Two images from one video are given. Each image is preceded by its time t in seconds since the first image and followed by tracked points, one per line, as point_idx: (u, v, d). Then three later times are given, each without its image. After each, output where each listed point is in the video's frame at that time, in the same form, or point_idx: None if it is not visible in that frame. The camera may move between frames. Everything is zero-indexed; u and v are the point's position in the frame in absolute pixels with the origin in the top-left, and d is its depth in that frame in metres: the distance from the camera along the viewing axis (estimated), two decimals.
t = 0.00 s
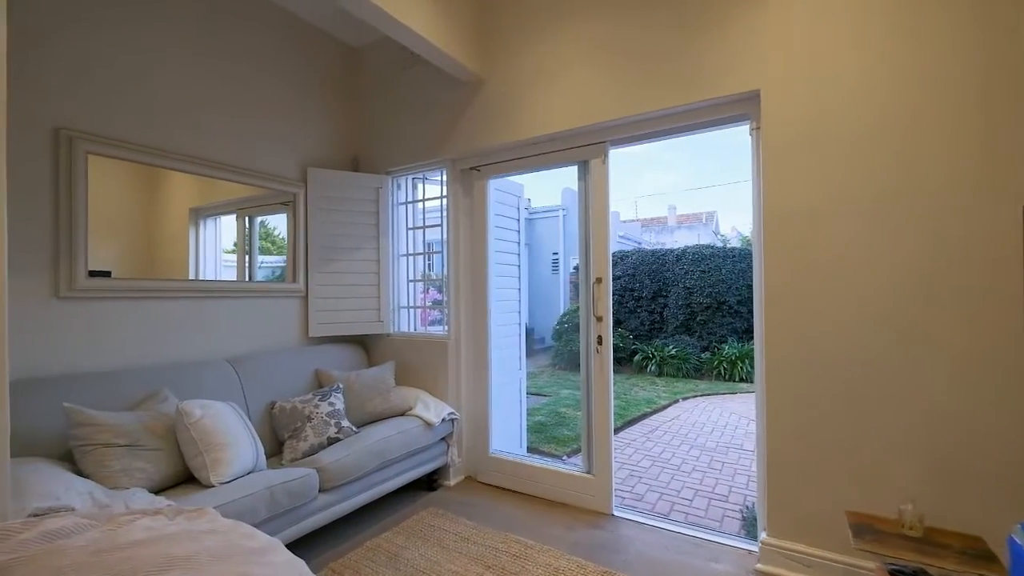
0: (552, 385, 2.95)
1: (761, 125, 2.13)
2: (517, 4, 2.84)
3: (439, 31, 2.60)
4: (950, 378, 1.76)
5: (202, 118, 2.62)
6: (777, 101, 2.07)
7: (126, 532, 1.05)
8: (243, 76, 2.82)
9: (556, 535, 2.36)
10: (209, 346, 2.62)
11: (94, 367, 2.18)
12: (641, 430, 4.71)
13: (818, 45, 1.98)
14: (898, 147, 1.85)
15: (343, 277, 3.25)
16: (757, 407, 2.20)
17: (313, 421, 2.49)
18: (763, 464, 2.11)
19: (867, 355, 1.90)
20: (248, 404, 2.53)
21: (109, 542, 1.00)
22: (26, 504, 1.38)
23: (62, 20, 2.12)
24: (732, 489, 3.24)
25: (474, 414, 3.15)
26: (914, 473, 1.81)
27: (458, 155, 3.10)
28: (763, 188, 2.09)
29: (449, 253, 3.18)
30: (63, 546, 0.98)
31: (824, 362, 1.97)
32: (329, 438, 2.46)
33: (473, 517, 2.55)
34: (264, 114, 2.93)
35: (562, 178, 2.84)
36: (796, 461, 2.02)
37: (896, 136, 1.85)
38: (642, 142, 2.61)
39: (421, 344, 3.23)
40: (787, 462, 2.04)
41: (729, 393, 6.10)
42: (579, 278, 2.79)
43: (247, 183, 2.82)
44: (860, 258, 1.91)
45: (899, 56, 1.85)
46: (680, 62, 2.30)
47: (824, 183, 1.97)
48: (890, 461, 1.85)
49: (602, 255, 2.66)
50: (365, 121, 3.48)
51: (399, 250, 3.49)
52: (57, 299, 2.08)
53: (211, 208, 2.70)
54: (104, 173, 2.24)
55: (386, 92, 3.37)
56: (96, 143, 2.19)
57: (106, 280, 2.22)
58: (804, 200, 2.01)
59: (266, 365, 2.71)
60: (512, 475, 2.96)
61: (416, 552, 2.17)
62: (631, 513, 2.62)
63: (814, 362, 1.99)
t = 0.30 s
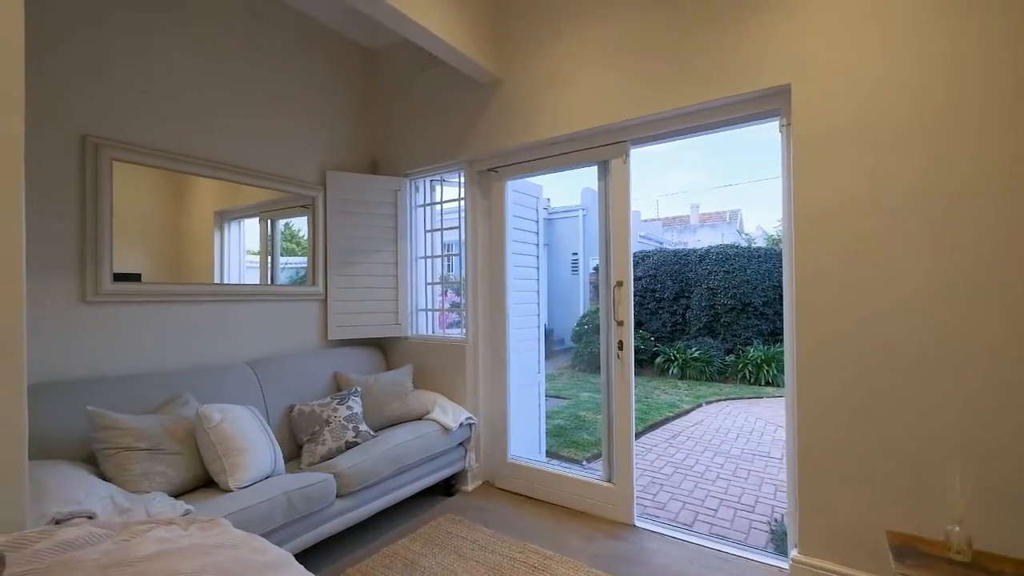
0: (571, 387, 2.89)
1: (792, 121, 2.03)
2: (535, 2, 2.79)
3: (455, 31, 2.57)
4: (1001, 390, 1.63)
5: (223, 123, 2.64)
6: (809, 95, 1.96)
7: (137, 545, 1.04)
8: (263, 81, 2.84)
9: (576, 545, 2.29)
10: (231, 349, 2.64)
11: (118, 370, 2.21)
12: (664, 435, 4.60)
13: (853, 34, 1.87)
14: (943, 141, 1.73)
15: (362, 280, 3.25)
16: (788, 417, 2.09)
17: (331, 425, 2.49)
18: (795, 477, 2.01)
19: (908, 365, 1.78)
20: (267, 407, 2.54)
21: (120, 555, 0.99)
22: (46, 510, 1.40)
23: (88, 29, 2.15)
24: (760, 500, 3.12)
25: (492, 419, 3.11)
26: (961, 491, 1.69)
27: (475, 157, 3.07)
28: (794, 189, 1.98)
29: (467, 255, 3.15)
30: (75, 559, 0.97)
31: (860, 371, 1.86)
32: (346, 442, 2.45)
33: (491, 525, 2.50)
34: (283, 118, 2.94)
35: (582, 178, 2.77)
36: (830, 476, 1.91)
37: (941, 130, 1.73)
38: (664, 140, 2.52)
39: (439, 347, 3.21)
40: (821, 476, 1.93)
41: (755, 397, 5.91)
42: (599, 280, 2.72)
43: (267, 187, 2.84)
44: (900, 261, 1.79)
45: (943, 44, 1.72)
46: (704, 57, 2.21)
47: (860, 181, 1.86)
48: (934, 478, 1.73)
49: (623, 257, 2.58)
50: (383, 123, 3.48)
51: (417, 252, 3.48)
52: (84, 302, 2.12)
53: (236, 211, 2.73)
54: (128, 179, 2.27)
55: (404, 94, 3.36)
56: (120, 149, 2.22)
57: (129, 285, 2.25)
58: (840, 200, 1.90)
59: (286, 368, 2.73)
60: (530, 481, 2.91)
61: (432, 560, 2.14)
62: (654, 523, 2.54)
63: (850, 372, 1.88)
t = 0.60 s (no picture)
0: (592, 390, 2.81)
1: (829, 115, 1.90)
2: None
3: (474, 30, 2.52)
4: None
5: (243, 127, 2.66)
6: (848, 87, 1.83)
7: (144, 560, 1.02)
8: (282, 85, 2.85)
9: (596, 559, 2.21)
10: (250, 353, 2.66)
11: (140, 374, 2.24)
12: (688, 442, 4.46)
13: (896, 21, 1.74)
14: (1000, 133, 1.58)
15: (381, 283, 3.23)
16: (823, 431, 1.97)
17: (349, 430, 2.47)
18: (833, 496, 1.89)
19: (958, 377, 1.64)
20: (286, 411, 2.54)
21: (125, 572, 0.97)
22: (63, 515, 1.40)
23: (113, 37, 2.18)
24: (790, 513, 2.98)
25: (510, 424, 3.06)
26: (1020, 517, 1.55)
27: (494, 157, 3.01)
28: (830, 187, 1.86)
29: (485, 258, 3.10)
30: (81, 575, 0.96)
31: (903, 383, 1.73)
32: (363, 447, 2.43)
33: (510, 534, 2.45)
34: (303, 122, 2.95)
35: (603, 178, 2.69)
36: (871, 495, 1.79)
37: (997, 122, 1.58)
38: (689, 137, 2.42)
39: (457, 351, 3.17)
40: (860, 496, 1.81)
41: (783, 402, 5.71)
42: (621, 283, 2.63)
43: (286, 191, 2.84)
44: (949, 265, 1.65)
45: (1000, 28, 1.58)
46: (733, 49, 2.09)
47: (903, 178, 1.73)
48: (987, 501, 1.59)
49: (646, 259, 2.49)
50: (401, 125, 3.46)
51: (436, 255, 3.45)
52: (107, 306, 2.14)
53: (260, 215, 2.77)
54: (151, 184, 2.29)
55: (422, 95, 3.33)
56: (143, 155, 2.25)
57: (151, 289, 2.27)
58: (882, 199, 1.76)
59: (303, 371, 2.72)
60: (550, 489, 2.84)
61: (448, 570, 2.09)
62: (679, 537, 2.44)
63: (892, 384, 1.75)
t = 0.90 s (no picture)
0: (615, 393, 2.72)
1: (869, 105, 1.76)
2: None
3: (490, 26, 2.46)
4: None
5: (261, 131, 2.66)
6: (890, 75, 1.68)
7: None
8: (300, 87, 2.84)
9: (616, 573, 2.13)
10: (267, 355, 2.66)
11: (160, 377, 2.26)
12: (714, 448, 4.31)
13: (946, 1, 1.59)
14: None
15: (399, 285, 3.21)
16: (863, 445, 1.83)
17: (364, 434, 2.45)
18: (874, 517, 1.75)
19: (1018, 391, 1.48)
20: (303, 415, 2.53)
21: None
22: (78, 520, 1.40)
23: (133, 43, 2.20)
24: (825, 527, 2.82)
25: (529, 429, 2.99)
26: None
27: (512, 156, 2.95)
28: (871, 182, 1.72)
29: (503, 259, 3.04)
30: None
31: (953, 396, 1.58)
32: (379, 452, 2.40)
33: (527, 544, 2.38)
34: (321, 125, 2.94)
35: (625, 176, 2.60)
36: (916, 517, 1.64)
37: None
38: (716, 132, 2.31)
39: (475, 354, 3.12)
40: (904, 518, 1.67)
41: (816, 408, 5.47)
42: (644, 285, 2.53)
43: (305, 193, 2.84)
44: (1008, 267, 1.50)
45: None
46: (763, 38, 1.97)
47: (955, 172, 1.58)
48: None
49: (669, 260, 2.38)
50: (419, 125, 3.43)
51: (453, 256, 3.40)
52: (128, 309, 2.17)
53: (285, 216, 2.80)
54: (171, 189, 2.31)
55: (440, 95, 3.29)
56: (163, 160, 2.27)
57: (170, 292, 2.29)
58: (930, 195, 1.61)
59: (319, 374, 2.70)
60: (569, 498, 2.76)
61: None
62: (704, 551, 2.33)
63: (941, 397, 1.60)
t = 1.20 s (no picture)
0: (638, 396, 2.59)
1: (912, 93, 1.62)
2: None
3: (506, 23, 2.39)
4: None
5: (279, 133, 2.67)
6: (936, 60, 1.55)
7: None
8: (317, 90, 2.84)
9: None
10: (285, 357, 2.67)
11: (180, 378, 2.28)
12: (742, 456, 4.14)
13: None
14: None
15: (416, 287, 3.19)
16: (905, 461, 1.69)
17: (379, 438, 2.42)
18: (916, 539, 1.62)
19: None
20: (319, 418, 2.52)
21: None
22: (91, 523, 1.41)
23: (153, 50, 2.23)
24: (862, 543, 2.65)
25: (547, 434, 2.92)
26: None
27: (530, 155, 2.88)
28: (914, 177, 1.58)
29: (520, 260, 2.97)
30: None
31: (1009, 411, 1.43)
32: (394, 456, 2.37)
33: (544, 554, 2.31)
34: (338, 126, 2.94)
35: (646, 174, 2.50)
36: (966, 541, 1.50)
37: None
38: (742, 127, 2.20)
39: (492, 357, 3.06)
40: (952, 542, 1.52)
41: (852, 414, 5.21)
42: (666, 287, 2.43)
43: (322, 196, 2.84)
44: None
45: None
46: (794, 25, 1.85)
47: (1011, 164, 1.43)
48: None
49: (693, 261, 2.28)
50: (437, 125, 3.40)
51: (471, 257, 3.35)
52: (148, 311, 2.20)
53: (308, 219, 2.83)
54: (191, 192, 2.34)
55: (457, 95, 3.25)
56: (183, 164, 2.30)
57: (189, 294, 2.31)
58: (982, 192, 1.47)
59: (336, 376, 2.70)
60: (588, 506, 2.68)
61: None
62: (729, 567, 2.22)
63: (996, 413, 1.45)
